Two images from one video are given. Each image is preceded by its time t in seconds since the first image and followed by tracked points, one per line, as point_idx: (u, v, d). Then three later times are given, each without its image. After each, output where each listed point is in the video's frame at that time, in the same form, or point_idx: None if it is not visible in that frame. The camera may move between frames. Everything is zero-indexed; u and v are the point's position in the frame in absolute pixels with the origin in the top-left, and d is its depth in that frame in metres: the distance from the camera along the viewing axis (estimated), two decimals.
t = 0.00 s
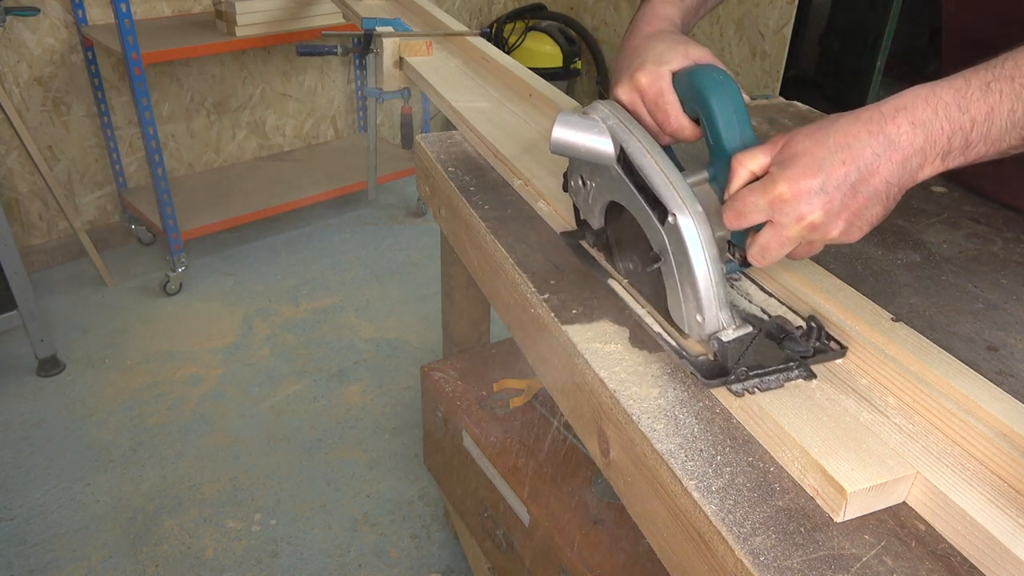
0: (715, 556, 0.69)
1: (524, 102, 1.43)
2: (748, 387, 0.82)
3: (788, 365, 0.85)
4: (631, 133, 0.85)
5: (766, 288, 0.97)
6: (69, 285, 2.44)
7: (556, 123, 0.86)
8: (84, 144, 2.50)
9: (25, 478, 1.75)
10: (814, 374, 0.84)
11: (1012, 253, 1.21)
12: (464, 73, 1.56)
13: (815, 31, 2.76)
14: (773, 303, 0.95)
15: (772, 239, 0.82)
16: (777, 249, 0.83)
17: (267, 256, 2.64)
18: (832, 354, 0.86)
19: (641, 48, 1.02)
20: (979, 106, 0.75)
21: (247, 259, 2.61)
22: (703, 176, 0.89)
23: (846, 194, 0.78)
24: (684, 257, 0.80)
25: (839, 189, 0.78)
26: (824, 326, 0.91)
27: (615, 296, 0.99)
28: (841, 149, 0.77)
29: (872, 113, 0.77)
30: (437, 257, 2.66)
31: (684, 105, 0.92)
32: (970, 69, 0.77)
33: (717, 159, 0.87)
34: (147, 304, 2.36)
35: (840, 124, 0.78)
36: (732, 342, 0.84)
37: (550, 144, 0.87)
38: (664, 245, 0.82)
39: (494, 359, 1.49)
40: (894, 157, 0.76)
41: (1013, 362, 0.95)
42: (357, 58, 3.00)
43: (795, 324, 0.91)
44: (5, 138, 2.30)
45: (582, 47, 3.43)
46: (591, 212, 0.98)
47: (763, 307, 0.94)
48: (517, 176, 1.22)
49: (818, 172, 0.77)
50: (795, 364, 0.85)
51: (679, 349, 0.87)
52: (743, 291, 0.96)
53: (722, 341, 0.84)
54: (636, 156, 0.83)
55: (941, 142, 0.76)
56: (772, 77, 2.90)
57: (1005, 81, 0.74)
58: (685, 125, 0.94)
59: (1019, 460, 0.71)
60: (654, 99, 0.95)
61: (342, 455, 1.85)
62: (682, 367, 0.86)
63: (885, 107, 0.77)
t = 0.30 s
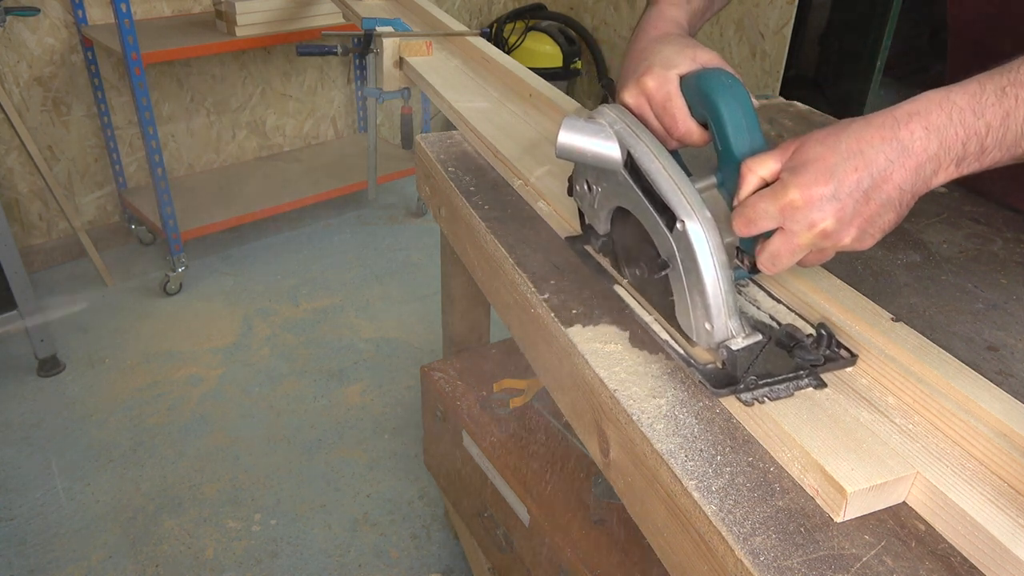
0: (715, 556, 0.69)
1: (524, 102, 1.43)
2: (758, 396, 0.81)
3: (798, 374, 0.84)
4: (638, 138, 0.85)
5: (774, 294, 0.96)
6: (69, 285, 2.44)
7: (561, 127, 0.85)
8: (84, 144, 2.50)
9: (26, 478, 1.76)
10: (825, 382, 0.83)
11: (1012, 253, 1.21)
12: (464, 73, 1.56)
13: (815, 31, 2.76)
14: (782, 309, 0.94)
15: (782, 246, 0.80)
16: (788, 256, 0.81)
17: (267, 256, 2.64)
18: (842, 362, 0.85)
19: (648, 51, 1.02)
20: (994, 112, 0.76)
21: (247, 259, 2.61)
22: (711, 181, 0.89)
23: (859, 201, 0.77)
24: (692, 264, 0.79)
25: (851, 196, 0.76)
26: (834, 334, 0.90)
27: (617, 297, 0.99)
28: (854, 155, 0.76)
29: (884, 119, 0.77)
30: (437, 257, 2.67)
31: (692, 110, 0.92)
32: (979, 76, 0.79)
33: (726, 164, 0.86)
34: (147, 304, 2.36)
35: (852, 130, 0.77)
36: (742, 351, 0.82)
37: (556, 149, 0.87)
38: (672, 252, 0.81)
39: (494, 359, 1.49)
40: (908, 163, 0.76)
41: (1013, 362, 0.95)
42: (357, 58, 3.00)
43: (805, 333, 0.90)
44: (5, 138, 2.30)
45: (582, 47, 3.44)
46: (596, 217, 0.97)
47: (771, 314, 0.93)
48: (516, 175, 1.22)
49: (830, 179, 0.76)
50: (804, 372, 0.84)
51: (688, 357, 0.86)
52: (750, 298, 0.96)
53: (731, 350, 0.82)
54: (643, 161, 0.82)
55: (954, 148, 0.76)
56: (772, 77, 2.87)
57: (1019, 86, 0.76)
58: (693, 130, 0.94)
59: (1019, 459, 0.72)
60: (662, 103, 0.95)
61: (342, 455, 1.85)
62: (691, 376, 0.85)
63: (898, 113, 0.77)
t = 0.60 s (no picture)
0: (715, 556, 0.69)
1: (525, 102, 1.43)
2: (765, 404, 0.80)
3: (807, 381, 0.83)
4: (644, 141, 0.83)
5: (781, 300, 0.96)
6: (69, 285, 2.44)
7: (566, 131, 0.84)
8: (84, 144, 2.50)
9: (26, 478, 1.76)
10: (834, 390, 0.82)
11: (1012, 253, 1.21)
12: (463, 73, 1.56)
13: (815, 32, 2.76)
14: (789, 314, 0.93)
15: (791, 252, 0.80)
16: (797, 262, 0.81)
17: (267, 256, 2.64)
18: (850, 369, 0.84)
19: (654, 54, 1.01)
20: (1006, 116, 0.76)
21: (247, 259, 2.61)
22: (718, 186, 0.87)
23: (870, 207, 0.76)
24: (699, 270, 0.78)
25: (861, 201, 0.76)
26: (842, 340, 0.89)
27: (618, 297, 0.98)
28: (864, 160, 0.75)
29: (894, 124, 0.76)
30: (437, 257, 2.67)
31: (699, 113, 0.91)
32: (989, 81, 0.79)
33: (734, 168, 0.85)
34: (147, 304, 2.36)
35: (861, 134, 0.76)
36: (749, 358, 0.81)
37: (561, 153, 0.85)
38: (679, 257, 0.80)
39: (494, 359, 1.49)
40: (919, 168, 0.75)
41: (1013, 362, 0.95)
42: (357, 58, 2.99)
43: (813, 339, 0.89)
44: (5, 138, 2.30)
45: (582, 47, 3.44)
46: (601, 221, 0.96)
47: (778, 319, 0.92)
48: (516, 175, 1.22)
49: (841, 184, 0.75)
50: (813, 379, 0.83)
51: (695, 364, 0.85)
52: (757, 303, 0.95)
53: (739, 357, 0.81)
54: (650, 165, 0.82)
55: (965, 153, 0.76)
56: (772, 77, 2.89)
57: None
58: (699, 133, 0.93)
59: (1019, 460, 0.71)
60: (668, 106, 0.95)
61: (342, 455, 1.85)
62: (697, 383, 0.84)
63: (908, 117, 0.76)
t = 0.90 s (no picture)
0: (715, 557, 0.69)
1: (525, 102, 1.43)
2: (774, 412, 0.79)
3: (815, 389, 0.81)
4: (650, 145, 0.83)
5: (788, 305, 0.94)
6: (69, 285, 2.44)
7: (572, 135, 0.84)
8: (84, 144, 2.50)
9: (26, 478, 1.75)
10: (843, 397, 0.81)
11: (1012, 253, 1.21)
12: (463, 73, 1.56)
13: (815, 32, 2.76)
14: (796, 320, 0.92)
15: (801, 259, 0.79)
16: (807, 269, 0.80)
17: (267, 256, 2.64)
18: (859, 376, 0.83)
19: (661, 57, 1.01)
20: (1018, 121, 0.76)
21: (247, 259, 2.61)
22: (725, 190, 0.86)
23: (881, 213, 0.76)
24: (706, 275, 0.77)
25: (872, 207, 0.75)
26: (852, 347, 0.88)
27: (619, 298, 0.98)
28: (875, 165, 0.75)
29: (905, 129, 0.76)
30: (437, 257, 2.67)
31: (706, 117, 0.91)
32: (1001, 86, 0.79)
33: (742, 172, 0.84)
34: (147, 304, 2.36)
35: (872, 140, 0.76)
36: (758, 365, 0.81)
37: (567, 157, 0.85)
38: (686, 263, 0.79)
39: (494, 359, 1.49)
40: (931, 174, 0.75)
41: (1013, 362, 0.95)
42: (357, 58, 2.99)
43: (822, 345, 0.87)
44: (5, 138, 2.30)
45: (582, 47, 3.44)
46: (606, 226, 0.95)
47: (785, 325, 0.91)
48: (516, 175, 1.22)
49: (851, 190, 0.75)
50: (821, 387, 0.82)
51: (702, 371, 0.85)
52: (763, 308, 0.94)
53: (747, 364, 0.80)
54: (656, 169, 0.81)
55: (978, 158, 0.76)
56: (772, 77, 2.91)
57: None
58: (706, 137, 0.93)
59: (1019, 460, 0.72)
60: (674, 110, 0.94)
61: (342, 455, 1.85)
62: (704, 390, 0.84)
63: (920, 123, 0.76)
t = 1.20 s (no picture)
0: (715, 557, 0.69)
1: (524, 102, 1.43)
2: (782, 420, 0.78)
3: (824, 396, 0.81)
4: (656, 149, 0.82)
5: (796, 310, 0.94)
6: (69, 285, 2.44)
7: (576, 139, 0.82)
8: (84, 144, 2.50)
9: (26, 478, 1.75)
10: (851, 405, 0.81)
11: (1012, 253, 1.21)
12: (463, 73, 1.56)
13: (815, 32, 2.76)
14: (803, 325, 0.91)
15: (809, 265, 0.78)
16: (815, 275, 0.79)
17: (267, 256, 2.64)
18: (867, 384, 0.83)
19: (665, 59, 1.01)
20: None
21: (247, 260, 2.61)
22: (732, 195, 0.87)
23: (891, 218, 0.76)
24: (713, 281, 0.77)
25: (882, 213, 0.75)
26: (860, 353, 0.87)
27: (620, 298, 0.98)
28: (885, 170, 0.75)
29: (916, 133, 0.76)
30: (437, 257, 2.67)
31: (712, 120, 0.90)
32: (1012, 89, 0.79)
33: (749, 177, 0.85)
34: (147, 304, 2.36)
35: (882, 144, 0.76)
36: (766, 373, 0.79)
37: (570, 161, 0.84)
38: (693, 268, 0.79)
39: (494, 359, 1.49)
40: (941, 179, 0.75)
41: (1012, 362, 0.95)
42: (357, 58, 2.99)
43: (830, 352, 0.86)
44: (5, 138, 2.30)
45: (582, 47, 3.44)
46: (611, 230, 0.95)
47: (792, 330, 0.90)
48: (516, 175, 1.22)
49: (861, 195, 0.75)
50: (829, 394, 0.81)
51: (707, 378, 0.84)
52: (770, 313, 0.93)
53: (755, 371, 0.79)
54: (663, 174, 0.80)
55: (989, 162, 0.76)
56: (772, 77, 2.90)
57: None
58: (712, 140, 0.92)
59: (1018, 460, 0.72)
60: (680, 113, 0.94)
61: (342, 455, 1.85)
62: (712, 399, 0.82)
63: (930, 127, 0.76)
